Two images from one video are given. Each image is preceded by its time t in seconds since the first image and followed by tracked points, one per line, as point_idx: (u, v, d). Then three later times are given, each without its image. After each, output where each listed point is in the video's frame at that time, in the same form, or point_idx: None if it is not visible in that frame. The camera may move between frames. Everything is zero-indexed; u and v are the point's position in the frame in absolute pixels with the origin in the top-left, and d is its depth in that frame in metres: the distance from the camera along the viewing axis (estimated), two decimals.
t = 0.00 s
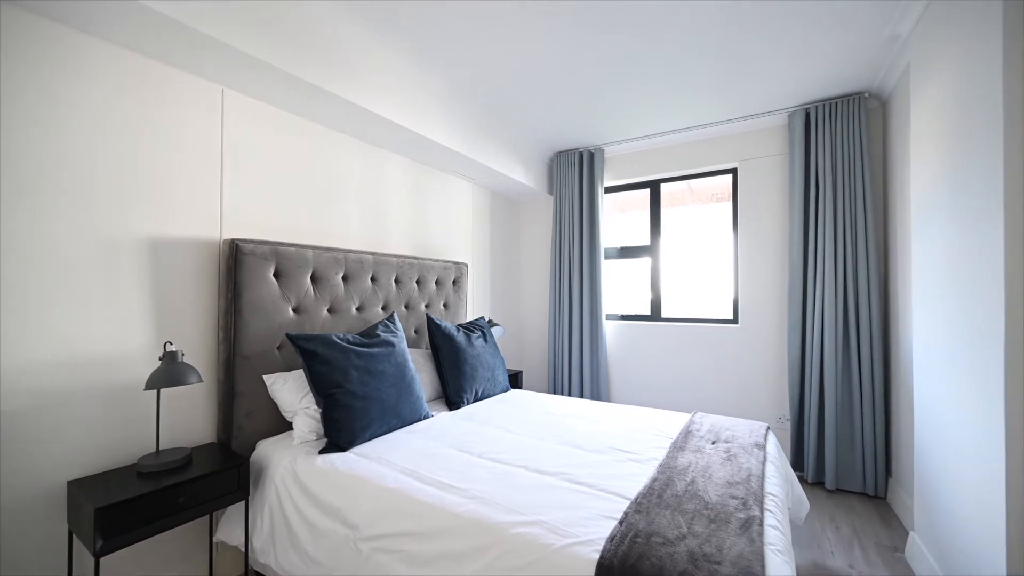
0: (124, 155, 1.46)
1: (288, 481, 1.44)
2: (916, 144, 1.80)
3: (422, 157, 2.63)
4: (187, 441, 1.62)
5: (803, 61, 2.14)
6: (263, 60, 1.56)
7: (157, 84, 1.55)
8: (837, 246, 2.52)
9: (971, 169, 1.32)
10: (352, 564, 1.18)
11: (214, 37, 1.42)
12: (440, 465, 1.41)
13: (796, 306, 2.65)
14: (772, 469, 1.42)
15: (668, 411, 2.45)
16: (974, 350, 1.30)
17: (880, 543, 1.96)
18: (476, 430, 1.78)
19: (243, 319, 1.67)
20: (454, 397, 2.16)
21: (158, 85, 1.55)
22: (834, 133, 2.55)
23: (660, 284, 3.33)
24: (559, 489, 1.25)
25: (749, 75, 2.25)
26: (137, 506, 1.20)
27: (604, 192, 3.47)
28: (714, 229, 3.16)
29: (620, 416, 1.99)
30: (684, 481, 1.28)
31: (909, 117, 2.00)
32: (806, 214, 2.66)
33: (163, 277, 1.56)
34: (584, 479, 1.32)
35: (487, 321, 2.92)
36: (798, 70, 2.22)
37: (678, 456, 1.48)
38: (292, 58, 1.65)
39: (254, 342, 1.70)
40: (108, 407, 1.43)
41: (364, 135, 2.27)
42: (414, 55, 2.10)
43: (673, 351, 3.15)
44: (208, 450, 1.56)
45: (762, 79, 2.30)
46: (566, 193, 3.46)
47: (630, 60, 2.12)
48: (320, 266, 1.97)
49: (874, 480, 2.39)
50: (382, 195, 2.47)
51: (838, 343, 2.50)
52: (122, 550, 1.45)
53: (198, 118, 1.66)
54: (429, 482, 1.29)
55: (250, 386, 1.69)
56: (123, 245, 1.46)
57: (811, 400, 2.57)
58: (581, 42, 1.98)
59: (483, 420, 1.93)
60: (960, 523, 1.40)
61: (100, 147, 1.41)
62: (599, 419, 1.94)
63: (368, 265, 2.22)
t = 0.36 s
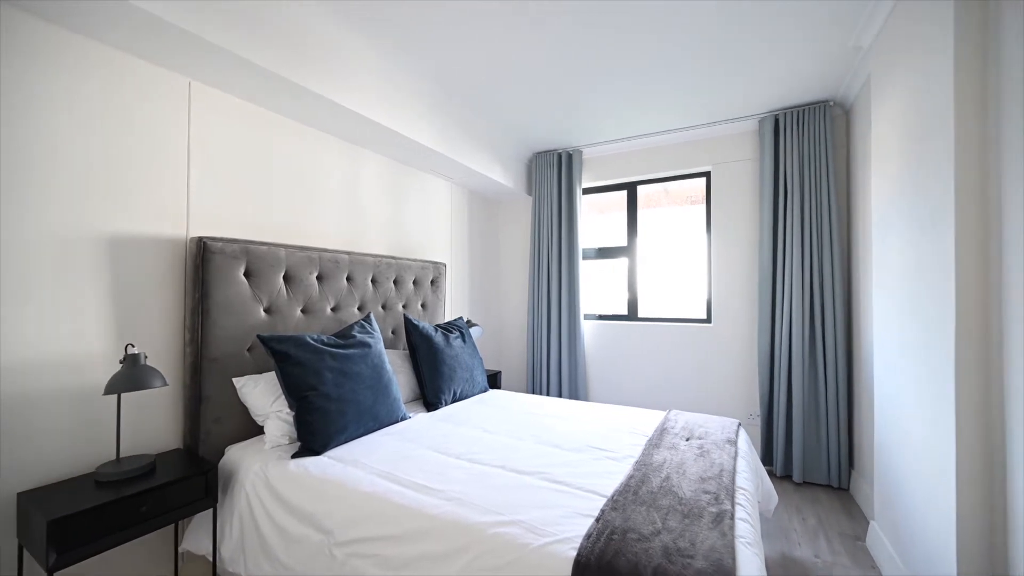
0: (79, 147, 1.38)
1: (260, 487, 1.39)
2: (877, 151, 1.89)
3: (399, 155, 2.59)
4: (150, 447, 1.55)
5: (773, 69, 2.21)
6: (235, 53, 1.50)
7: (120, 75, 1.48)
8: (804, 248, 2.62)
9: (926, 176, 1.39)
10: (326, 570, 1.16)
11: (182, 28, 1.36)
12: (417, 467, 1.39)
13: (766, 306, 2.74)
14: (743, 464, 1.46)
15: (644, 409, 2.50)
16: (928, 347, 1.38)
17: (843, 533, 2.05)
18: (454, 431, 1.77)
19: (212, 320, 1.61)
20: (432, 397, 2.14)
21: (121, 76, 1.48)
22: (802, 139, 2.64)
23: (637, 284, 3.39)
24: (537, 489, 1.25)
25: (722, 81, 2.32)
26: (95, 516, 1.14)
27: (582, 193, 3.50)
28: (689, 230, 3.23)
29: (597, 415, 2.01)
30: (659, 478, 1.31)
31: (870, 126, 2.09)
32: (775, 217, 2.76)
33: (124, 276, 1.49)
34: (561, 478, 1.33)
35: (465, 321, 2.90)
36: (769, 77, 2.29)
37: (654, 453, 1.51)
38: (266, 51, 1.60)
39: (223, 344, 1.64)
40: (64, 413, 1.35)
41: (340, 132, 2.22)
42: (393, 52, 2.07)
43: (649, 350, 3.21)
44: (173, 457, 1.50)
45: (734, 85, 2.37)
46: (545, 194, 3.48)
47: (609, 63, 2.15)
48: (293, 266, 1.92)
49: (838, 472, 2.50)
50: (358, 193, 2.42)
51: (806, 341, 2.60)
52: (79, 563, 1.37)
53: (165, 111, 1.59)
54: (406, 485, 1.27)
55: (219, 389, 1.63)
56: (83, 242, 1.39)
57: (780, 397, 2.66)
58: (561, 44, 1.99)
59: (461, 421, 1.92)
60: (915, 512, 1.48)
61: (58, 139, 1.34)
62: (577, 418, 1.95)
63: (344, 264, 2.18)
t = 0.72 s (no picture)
0: (25, 139, 1.30)
1: (222, 495, 1.34)
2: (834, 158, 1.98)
3: (372, 152, 2.55)
4: (102, 457, 1.46)
5: (739, 77, 2.29)
6: (197, 44, 1.44)
7: (70, 61, 1.39)
8: (768, 250, 2.73)
9: (878, 183, 1.48)
10: None
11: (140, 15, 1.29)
12: (390, 470, 1.37)
13: (733, 306, 2.84)
14: (711, 459, 1.51)
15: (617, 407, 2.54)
16: (880, 344, 1.46)
17: (803, 522, 2.14)
18: (427, 433, 1.75)
19: (171, 322, 1.54)
20: (405, 399, 2.11)
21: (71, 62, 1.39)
22: (766, 145, 2.75)
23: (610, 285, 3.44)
24: (510, 489, 1.25)
25: (691, 88, 2.39)
26: (40, 532, 1.07)
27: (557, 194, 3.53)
28: (660, 232, 3.31)
29: (571, 414, 2.04)
30: (630, 475, 1.33)
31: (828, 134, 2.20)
32: (741, 220, 2.86)
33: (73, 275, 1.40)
34: (535, 478, 1.33)
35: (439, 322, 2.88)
36: (735, 85, 2.37)
37: (625, 450, 1.54)
38: (230, 42, 1.53)
39: (183, 346, 1.57)
40: (4, 422, 1.26)
41: (310, 128, 2.16)
42: (365, 47, 2.04)
43: (621, 349, 3.27)
44: (127, 466, 1.42)
45: (703, 92, 2.44)
46: (520, 195, 3.49)
47: (584, 67, 2.18)
48: (260, 265, 1.85)
49: (799, 465, 2.61)
50: (329, 191, 2.37)
51: (769, 340, 2.70)
52: None
53: (120, 101, 1.51)
54: (378, 489, 1.25)
55: (179, 394, 1.56)
56: (27, 239, 1.30)
57: (745, 394, 2.76)
58: (536, 46, 2.01)
59: (435, 422, 1.90)
60: (868, 501, 1.56)
61: None
62: (551, 418, 1.97)
63: (313, 263, 2.12)
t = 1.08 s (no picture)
0: None
1: (194, 502, 1.29)
2: (805, 163, 2.05)
3: (351, 150, 2.51)
4: (63, 465, 1.40)
5: (716, 82, 2.35)
6: (168, 35, 1.39)
7: (29, 49, 1.32)
8: (743, 251, 2.80)
9: (846, 187, 1.53)
10: None
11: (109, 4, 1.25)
12: (369, 472, 1.35)
13: (710, 305, 2.90)
14: (688, 456, 1.54)
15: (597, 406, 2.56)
16: (848, 342, 1.51)
17: (776, 516, 2.21)
18: (408, 435, 1.73)
19: (139, 323, 1.48)
20: (385, 400, 2.09)
21: (30, 50, 1.33)
22: (741, 149, 2.82)
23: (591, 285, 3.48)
24: (491, 489, 1.25)
25: (670, 91, 2.43)
26: None
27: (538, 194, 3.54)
28: (640, 233, 3.36)
29: (552, 413, 2.05)
30: (610, 473, 1.35)
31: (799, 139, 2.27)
32: (717, 221, 2.93)
33: (33, 273, 1.33)
34: (516, 477, 1.33)
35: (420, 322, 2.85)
36: (712, 89, 2.42)
37: (606, 449, 1.56)
38: (204, 34, 1.49)
39: (152, 348, 1.51)
40: None
41: (287, 124, 2.12)
42: (344, 44, 2.01)
43: (602, 349, 3.30)
44: (91, 474, 1.36)
45: (682, 96, 2.49)
46: (501, 195, 3.49)
47: (566, 68, 2.19)
48: (233, 264, 1.80)
49: (772, 460, 2.69)
50: (306, 189, 2.32)
51: (744, 338, 2.78)
52: None
53: (84, 91, 1.44)
54: (357, 492, 1.23)
55: (147, 399, 1.50)
56: None
57: (721, 392, 2.83)
58: (518, 46, 2.02)
59: (415, 423, 1.88)
60: (837, 494, 1.62)
61: None
62: (532, 417, 1.97)
63: (290, 263, 2.07)
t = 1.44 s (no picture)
0: None
1: (161, 509, 1.24)
2: (777, 167, 2.11)
3: (329, 147, 2.46)
4: (19, 473, 1.33)
5: (693, 86, 2.40)
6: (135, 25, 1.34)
7: None
8: (719, 252, 2.87)
9: (815, 191, 1.59)
10: None
11: None
12: (347, 476, 1.33)
13: (687, 305, 2.96)
14: (666, 454, 1.57)
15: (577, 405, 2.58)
16: (817, 341, 1.57)
17: (750, 510, 2.27)
18: (387, 436, 1.70)
19: (102, 324, 1.41)
20: (364, 402, 2.05)
21: None
22: (717, 153, 2.89)
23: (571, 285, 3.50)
24: (471, 490, 1.24)
25: (648, 94, 2.47)
26: None
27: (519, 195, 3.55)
28: (619, 234, 3.40)
29: (533, 413, 2.05)
30: (590, 471, 1.36)
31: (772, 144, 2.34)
32: (694, 223, 2.99)
33: None
34: (497, 478, 1.33)
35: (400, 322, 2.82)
36: (690, 93, 2.48)
37: (586, 447, 1.57)
38: (171, 24, 1.42)
39: (116, 350, 1.45)
40: None
41: (261, 120, 2.06)
42: (321, 39, 1.97)
43: (582, 348, 3.33)
44: (50, 483, 1.29)
45: (660, 99, 2.54)
46: (482, 195, 3.48)
47: (547, 69, 2.20)
48: (204, 263, 1.74)
49: (747, 456, 2.76)
50: (281, 186, 2.26)
51: (720, 337, 2.84)
52: None
53: (43, 81, 1.37)
54: (334, 496, 1.20)
55: (111, 403, 1.44)
56: None
57: (698, 390, 2.89)
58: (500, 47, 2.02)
59: (394, 425, 1.86)
60: (807, 487, 1.68)
61: None
62: (512, 417, 1.97)
63: (264, 262, 2.02)
